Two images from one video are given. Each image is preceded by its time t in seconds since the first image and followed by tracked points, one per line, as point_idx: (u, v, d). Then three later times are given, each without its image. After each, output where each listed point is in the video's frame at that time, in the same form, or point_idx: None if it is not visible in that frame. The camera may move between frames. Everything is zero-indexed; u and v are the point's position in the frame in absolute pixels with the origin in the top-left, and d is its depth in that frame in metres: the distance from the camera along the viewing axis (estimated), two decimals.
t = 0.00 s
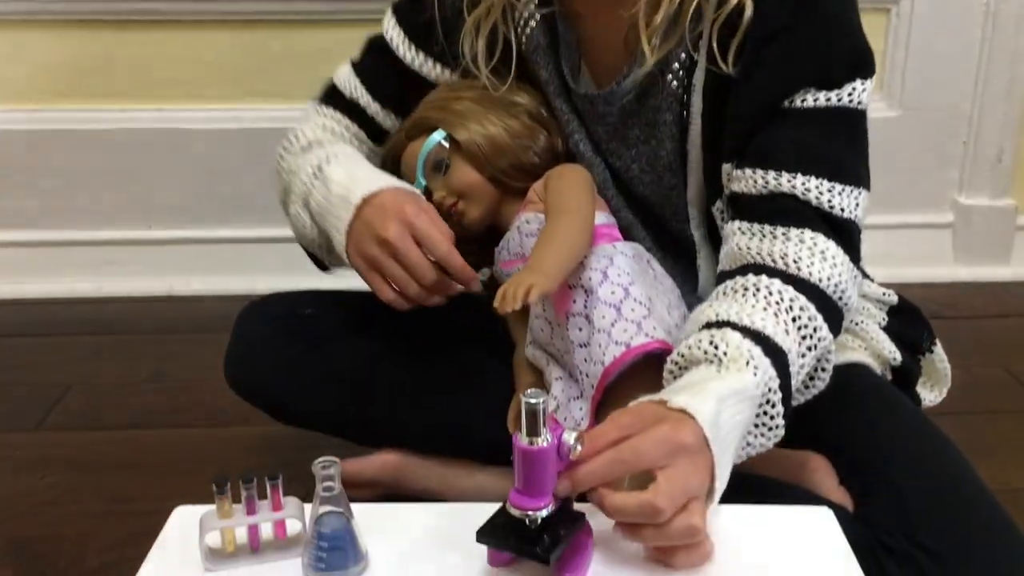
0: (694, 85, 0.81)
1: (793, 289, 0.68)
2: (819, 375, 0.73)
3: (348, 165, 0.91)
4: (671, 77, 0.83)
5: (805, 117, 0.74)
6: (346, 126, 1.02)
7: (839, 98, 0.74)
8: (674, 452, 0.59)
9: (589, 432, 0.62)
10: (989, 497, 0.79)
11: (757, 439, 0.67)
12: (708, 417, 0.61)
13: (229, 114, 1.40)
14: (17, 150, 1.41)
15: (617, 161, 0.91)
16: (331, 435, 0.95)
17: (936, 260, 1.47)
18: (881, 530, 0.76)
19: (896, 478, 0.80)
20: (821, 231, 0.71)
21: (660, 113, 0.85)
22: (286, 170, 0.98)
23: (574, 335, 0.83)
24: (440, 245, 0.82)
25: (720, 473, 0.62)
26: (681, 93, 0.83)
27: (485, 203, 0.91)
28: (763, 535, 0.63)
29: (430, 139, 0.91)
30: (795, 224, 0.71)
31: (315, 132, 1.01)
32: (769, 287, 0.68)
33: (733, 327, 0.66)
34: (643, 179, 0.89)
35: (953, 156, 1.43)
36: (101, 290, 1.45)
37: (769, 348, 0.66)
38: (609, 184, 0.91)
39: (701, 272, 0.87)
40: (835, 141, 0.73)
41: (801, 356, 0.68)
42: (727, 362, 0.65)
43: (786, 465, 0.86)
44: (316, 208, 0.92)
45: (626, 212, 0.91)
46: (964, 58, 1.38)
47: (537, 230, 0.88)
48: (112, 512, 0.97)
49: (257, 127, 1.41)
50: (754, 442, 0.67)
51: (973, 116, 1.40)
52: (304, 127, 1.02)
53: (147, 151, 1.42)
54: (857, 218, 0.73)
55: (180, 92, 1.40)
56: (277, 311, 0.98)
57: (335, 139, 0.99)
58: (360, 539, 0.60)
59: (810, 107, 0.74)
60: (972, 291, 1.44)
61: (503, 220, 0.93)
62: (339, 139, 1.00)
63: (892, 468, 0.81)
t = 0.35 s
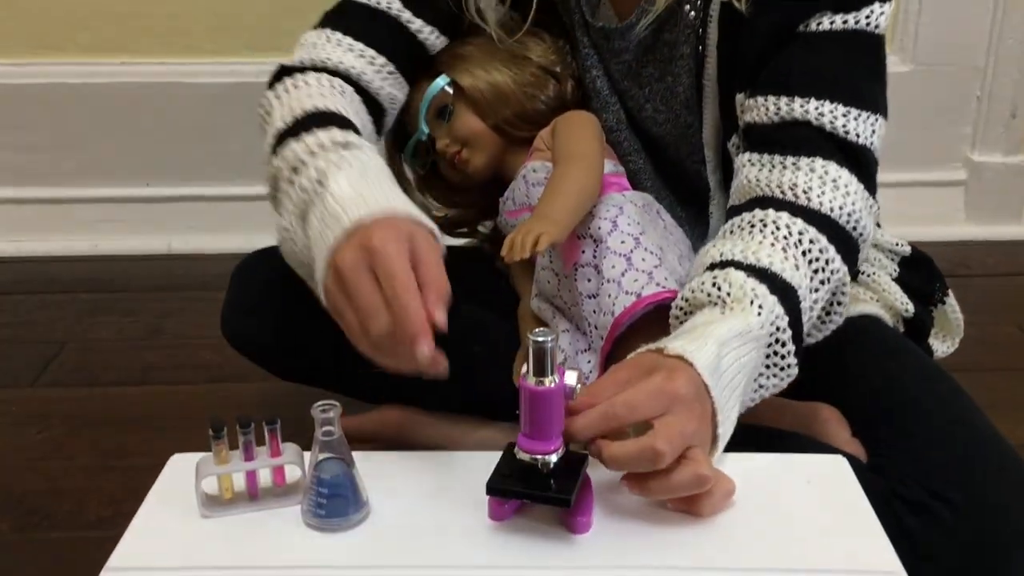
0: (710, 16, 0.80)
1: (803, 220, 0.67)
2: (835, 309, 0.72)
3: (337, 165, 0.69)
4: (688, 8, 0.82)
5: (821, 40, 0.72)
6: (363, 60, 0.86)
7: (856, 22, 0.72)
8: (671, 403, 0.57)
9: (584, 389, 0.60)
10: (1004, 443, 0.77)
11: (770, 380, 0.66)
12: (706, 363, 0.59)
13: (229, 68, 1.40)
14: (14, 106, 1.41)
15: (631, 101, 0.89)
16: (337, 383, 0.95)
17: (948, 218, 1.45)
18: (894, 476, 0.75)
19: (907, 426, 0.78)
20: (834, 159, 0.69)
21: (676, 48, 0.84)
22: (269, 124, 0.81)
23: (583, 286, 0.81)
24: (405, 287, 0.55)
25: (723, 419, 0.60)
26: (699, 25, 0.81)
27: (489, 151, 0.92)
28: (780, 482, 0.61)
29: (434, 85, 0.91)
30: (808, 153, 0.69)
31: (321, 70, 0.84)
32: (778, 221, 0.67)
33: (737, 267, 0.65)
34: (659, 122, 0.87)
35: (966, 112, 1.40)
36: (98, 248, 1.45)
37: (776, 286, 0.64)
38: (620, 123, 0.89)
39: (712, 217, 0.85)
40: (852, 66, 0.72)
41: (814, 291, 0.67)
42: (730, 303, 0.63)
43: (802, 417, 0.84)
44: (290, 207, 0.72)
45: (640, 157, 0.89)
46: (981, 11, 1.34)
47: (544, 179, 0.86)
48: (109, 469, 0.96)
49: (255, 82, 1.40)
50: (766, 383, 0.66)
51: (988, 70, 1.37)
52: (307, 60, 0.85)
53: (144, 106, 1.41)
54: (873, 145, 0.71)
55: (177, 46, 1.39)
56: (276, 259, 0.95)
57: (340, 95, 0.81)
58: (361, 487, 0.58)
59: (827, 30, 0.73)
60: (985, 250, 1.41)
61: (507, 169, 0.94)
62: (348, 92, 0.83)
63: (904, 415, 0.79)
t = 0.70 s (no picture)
0: None
1: (829, 182, 0.65)
2: (860, 274, 0.69)
3: (377, 221, 0.67)
4: None
5: None
6: (422, 44, 0.82)
7: None
8: (677, 365, 0.55)
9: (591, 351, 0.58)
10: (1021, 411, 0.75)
11: (788, 345, 0.63)
12: (720, 325, 0.57)
13: (230, 32, 1.38)
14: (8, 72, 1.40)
15: (649, 65, 0.86)
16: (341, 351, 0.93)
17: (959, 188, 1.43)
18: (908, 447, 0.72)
19: (922, 396, 0.75)
20: (862, 119, 0.67)
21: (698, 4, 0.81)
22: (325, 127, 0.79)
23: (593, 251, 0.79)
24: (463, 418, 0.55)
25: (736, 382, 0.58)
26: None
27: (502, 115, 0.90)
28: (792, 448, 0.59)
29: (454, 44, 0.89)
30: (835, 113, 0.67)
31: (376, 68, 0.81)
32: (801, 182, 0.65)
33: (756, 228, 0.62)
34: (677, 90, 0.85)
35: (981, 80, 1.37)
36: (98, 217, 1.45)
37: (796, 247, 0.62)
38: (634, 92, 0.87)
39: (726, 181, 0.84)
40: (882, 21, 0.70)
41: (837, 255, 0.64)
42: (748, 265, 0.61)
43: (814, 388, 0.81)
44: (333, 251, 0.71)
45: (655, 127, 0.87)
46: None
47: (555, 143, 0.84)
48: (110, 436, 0.94)
49: (256, 48, 1.38)
50: (784, 348, 0.63)
51: (1004, 37, 1.34)
52: (365, 51, 0.81)
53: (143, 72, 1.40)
54: (902, 105, 0.69)
55: (176, 10, 1.37)
56: (282, 228, 0.95)
57: (395, 104, 0.79)
58: (359, 449, 0.57)
59: None
60: (996, 220, 1.39)
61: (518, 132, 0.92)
62: (406, 96, 0.80)
63: (919, 386, 0.77)
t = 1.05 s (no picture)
0: None
1: (856, 155, 0.63)
2: (888, 252, 0.67)
3: (354, 229, 0.62)
4: None
5: None
6: (445, 29, 0.77)
7: None
8: (698, 340, 0.53)
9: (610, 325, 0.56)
10: None
11: (813, 322, 0.61)
12: (743, 299, 0.55)
13: (233, 9, 1.39)
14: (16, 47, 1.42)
15: (665, 41, 0.83)
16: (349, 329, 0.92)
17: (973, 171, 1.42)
18: (931, 429, 0.70)
19: (946, 376, 0.73)
20: (890, 92, 0.66)
21: None
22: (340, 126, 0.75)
23: (605, 227, 0.78)
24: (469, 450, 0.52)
25: (760, 358, 0.56)
26: None
27: (513, 92, 0.87)
28: (815, 427, 0.58)
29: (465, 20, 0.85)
30: (862, 85, 0.66)
31: (392, 60, 0.76)
32: (827, 155, 0.63)
33: (779, 201, 0.61)
34: (692, 67, 0.82)
35: (999, 62, 1.35)
36: (99, 195, 1.48)
37: (820, 221, 0.60)
38: (651, 71, 0.83)
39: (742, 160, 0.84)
40: None
41: (864, 232, 0.62)
42: (771, 238, 0.59)
43: (835, 364, 0.79)
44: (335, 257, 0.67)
45: (671, 107, 0.83)
46: None
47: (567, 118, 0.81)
48: (109, 413, 0.93)
49: (260, 24, 1.38)
50: (808, 325, 0.61)
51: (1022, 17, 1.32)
52: (383, 44, 0.76)
53: (146, 49, 1.41)
54: (931, 77, 0.67)
55: None
56: (286, 203, 0.91)
57: (415, 94, 0.74)
58: (365, 429, 0.55)
59: None
60: (1013, 204, 1.38)
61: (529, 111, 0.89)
62: (429, 90, 0.75)
63: (942, 364, 0.74)
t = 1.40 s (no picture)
0: None
1: (876, 138, 0.61)
2: (909, 238, 0.65)
3: (354, 208, 0.61)
4: None
5: None
6: (451, 7, 0.75)
7: None
8: (716, 327, 0.52)
9: (627, 309, 0.55)
10: None
11: (834, 308, 0.60)
12: (765, 284, 0.53)
13: None
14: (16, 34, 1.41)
15: (675, 26, 0.82)
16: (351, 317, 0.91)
17: (982, 163, 1.41)
18: (946, 420, 0.68)
19: (960, 363, 0.71)
20: (910, 74, 0.64)
21: None
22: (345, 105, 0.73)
23: (614, 214, 0.76)
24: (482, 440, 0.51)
25: (781, 345, 0.54)
26: None
27: (520, 77, 0.86)
28: (830, 416, 0.56)
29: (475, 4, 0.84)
30: (881, 68, 0.64)
31: (398, 38, 0.74)
32: (846, 138, 0.61)
33: (800, 182, 0.59)
34: (702, 52, 0.81)
35: (1011, 53, 1.34)
36: (100, 185, 1.48)
37: (842, 204, 0.58)
38: (660, 58, 0.81)
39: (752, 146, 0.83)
40: None
41: (885, 216, 0.60)
42: (792, 220, 0.58)
43: (844, 357, 0.79)
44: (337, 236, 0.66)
45: (681, 94, 0.82)
46: None
47: (574, 102, 0.80)
48: (108, 403, 0.92)
49: (261, 11, 1.37)
50: (830, 311, 0.60)
51: None
52: (389, 22, 0.75)
53: (147, 37, 1.40)
54: (951, 59, 0.66)
55: None
56: (286, 191, 0.88)
57: (419, 73, 0.72)
58: (365, 421, 0.53)
59: None
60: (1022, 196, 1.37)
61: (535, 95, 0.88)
62: (434, 69, 0.73)
63: (956, 352, 0.72)
